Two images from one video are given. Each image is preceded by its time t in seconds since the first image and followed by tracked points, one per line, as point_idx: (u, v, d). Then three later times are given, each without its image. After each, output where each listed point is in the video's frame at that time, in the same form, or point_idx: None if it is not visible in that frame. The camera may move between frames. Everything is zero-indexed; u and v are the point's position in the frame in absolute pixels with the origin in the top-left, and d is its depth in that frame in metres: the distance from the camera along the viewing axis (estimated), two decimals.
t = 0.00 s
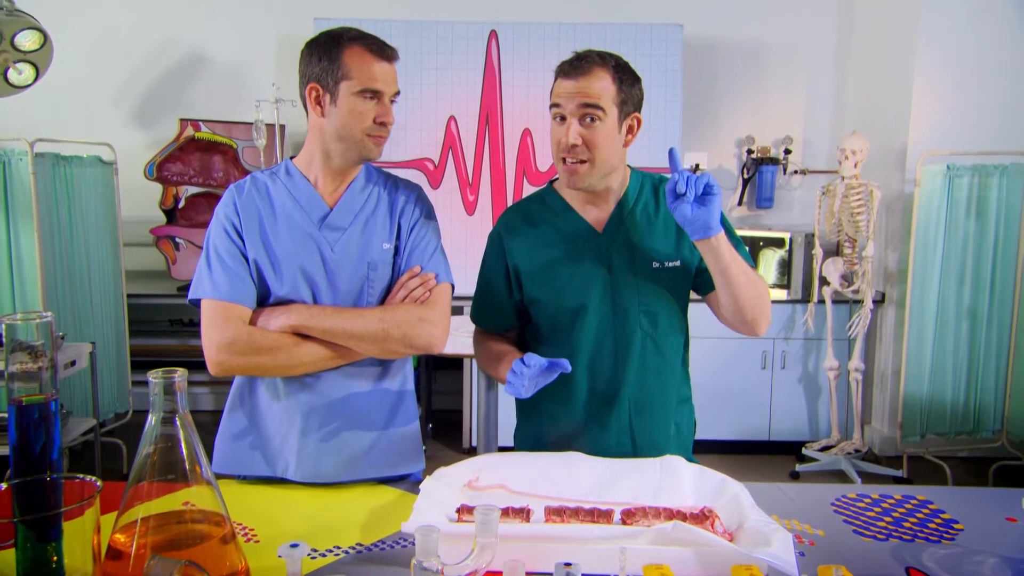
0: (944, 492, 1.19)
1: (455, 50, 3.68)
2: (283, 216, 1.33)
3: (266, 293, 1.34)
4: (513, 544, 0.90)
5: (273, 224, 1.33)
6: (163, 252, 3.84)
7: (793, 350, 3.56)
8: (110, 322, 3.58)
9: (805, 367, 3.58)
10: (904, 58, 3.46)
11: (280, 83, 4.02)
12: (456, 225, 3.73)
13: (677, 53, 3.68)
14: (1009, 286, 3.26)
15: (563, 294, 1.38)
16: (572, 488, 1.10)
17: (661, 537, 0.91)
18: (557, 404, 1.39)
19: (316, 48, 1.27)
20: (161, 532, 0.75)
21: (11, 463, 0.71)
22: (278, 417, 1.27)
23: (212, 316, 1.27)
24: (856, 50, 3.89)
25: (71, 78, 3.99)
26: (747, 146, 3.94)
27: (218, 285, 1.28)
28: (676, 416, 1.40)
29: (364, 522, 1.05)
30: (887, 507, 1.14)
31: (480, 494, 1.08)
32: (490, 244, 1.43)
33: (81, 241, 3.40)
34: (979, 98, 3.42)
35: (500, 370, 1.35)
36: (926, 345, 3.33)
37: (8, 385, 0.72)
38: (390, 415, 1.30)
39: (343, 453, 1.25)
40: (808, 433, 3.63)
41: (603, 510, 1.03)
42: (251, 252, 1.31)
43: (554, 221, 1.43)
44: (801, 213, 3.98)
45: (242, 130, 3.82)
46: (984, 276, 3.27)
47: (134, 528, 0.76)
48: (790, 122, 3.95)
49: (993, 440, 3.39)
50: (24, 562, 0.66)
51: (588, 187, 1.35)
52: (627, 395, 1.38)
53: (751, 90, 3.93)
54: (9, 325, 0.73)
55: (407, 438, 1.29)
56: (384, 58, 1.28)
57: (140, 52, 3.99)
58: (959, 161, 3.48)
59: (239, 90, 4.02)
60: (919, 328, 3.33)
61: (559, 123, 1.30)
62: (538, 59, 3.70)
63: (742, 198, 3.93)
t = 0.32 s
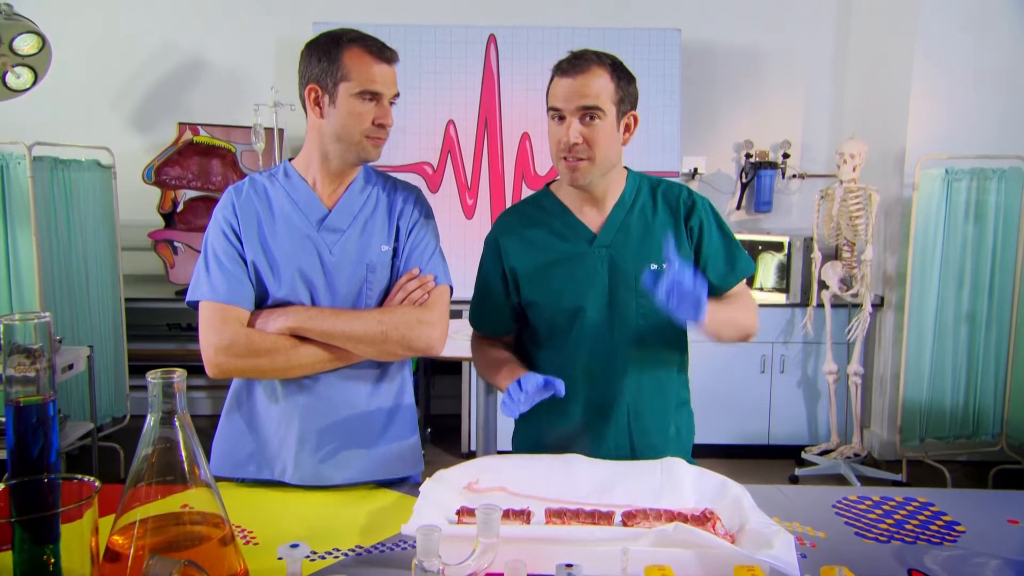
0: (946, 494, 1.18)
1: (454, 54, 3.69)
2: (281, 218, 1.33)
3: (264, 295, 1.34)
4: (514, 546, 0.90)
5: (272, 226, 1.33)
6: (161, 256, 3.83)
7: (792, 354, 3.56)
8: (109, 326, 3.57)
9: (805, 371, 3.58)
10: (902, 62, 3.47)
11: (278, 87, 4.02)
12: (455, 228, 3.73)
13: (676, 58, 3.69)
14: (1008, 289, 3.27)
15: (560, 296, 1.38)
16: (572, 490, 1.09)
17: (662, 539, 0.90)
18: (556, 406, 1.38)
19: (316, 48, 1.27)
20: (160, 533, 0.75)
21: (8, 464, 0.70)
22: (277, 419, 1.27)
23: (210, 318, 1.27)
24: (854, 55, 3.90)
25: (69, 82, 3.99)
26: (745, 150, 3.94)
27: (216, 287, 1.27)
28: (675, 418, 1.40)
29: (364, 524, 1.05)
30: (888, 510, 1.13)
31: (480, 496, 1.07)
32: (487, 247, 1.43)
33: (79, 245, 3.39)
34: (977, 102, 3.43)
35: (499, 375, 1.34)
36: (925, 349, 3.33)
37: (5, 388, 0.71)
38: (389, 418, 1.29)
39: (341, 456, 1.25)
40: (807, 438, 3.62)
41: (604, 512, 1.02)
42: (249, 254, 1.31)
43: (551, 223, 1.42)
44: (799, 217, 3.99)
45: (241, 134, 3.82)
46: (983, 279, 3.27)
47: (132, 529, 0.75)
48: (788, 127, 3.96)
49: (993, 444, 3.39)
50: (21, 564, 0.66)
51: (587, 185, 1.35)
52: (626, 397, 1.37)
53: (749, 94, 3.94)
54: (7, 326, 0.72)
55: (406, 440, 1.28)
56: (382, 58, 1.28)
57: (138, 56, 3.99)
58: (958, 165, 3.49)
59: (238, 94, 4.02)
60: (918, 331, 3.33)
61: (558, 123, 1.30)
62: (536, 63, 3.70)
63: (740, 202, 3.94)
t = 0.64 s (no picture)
0: (947, 498, 1.18)
1: (454, 59, 3.69)
2: (282, 222, 1.33)
3: (265, 299, 1.33)
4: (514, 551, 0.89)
5: (273, 230, 1.33)
6: (160, 261, 3.83)
7: (792, 359, 3.56)
8: (108, 331, 3.56)
9: (804, 376, 3.58)
10: (901, 67, 3.48)
11: (278, 92, 4.02)
12: (454, 233, 3.73)
13: (675, 63, 3.70)
14: (1007, 293, 3.27)
15: (558, 302, 1.37)
16: (572, 494, 1.09)
17: (663, 542, 0.91)
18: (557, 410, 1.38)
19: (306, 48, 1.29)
20: (159, 537, 0.74)
21: (6, 468, 0.69)
22: (276, 423, 1.26)
23: (210, 321, 1.26)
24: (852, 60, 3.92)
25: (68, 88, 3.99)
26: (744, 156, 3.95)
27: (217, 291, 1.27)
28: (671, 423, 1.41)
29: (364, 528, 1.04)
30: (890, 513, 1.13)
31: (480, 500, 1.06)
32: (482, 251, 1.42)
33: (77, 249, 3.39)
34: (975, 107, 3.44)
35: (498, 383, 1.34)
36: (924, 354, 3.33)
37: (5, 392, 0.71)
38: (387, 423, 1.29)
39: (339, 461, 1.25)
40: (807, 443, 3.62)
41: (605, 515, 1.02)
42: (251, 257, 1.31)
43: (549, 229, 1.42)
44: (798, 222, 4.00)
45: (240, 139, 3.83)
46: (983, 283, 3.27)
47: (131, 533, 0.74)
48: (787, 132, 3.97)
49: (993, 449, 3.38)
50: (19, 567, 0.65)
51: (586, 199, 1.36)
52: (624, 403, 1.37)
53: (748, 100, 3.95)
54: (6, 330, 0.71)
55: (404, 445, 1.28)
56: (359, 50, 1.26)
57: (138, 62, 3.99)
58: (956, 170, 3.49)
59: (238, 100, 4.03)
60: (918, 337, 3.33)
61: (554, 141, 1.29)
62: (536, 68, 3.71)
63: (739, 207, 3.95)
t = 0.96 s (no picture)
0: (949, 502, 1.17)
1: (454, 64, 3.70)
2: (282, 225, 1.33)
3: (265, 302, 1.33)
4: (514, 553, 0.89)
5: (272, 233, 1.33)
6: (160, 265, 3.83)
7: (792, 364, 3.55)
8: (107, 335, 3.55)
9: (805, 381, 3.57)
10: (900, 71, 3.49)
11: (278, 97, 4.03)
12: (455, 237, 3.73)
13: (675, 67, 3.70)
14: (1007, 298, 3.27)
15: (558, 306, 1.37)
16: (574, 497, 1.08)
17: (666, 544, 0.91)
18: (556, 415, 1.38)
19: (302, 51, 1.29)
20: (160, 539, 0.74)
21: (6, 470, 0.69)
22: (277, 426, 1.26)
23: (210, 325, 1.26)
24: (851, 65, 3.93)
25: (69, 93, 3.99)
26: (744, 161, 3.95)
27: (217, 294, 1.27)
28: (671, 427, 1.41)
29: (365, 530, 1.04)
30: (892, 517, 1.12)
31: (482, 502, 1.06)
32: (480, 256, 1.42)
33: (77, 253, 3.38)
34: (975, 112, 3.44)
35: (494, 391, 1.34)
36: (925, 359, 3.33)
37: (5, 395, 0.70)
38: (388, 426, 1.29)
39: (341, 464, 1.24)
40: (807, 447, 3.61)
41: (607, 518, 1.02)
42: (250, 261, 1.30)
43: (547, 233, 1.41)
44: (798, 226, 4.00)
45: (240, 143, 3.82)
46: (983, 287, 3.27)
47: (131, 535, 0.74)
48: (787, 136, 3.97)
49: (994, 454, 3.38)
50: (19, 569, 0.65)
51: (581, 199, 1.35)
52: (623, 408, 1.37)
53: (748, 105, 3.96)
54: (7, 331, 0.71)
55: (405, 448, 1.28)
56: (354, 51, 1.26)
57: (138, 67, 4.00)
58: (956, 174, 3.50)
59: (238, 104, 4.03)
60: (919, 341, 3.32)
61: (550, 135, 1.29)
62: (536, 72, 3.72)
63: (739, 211, 3.95)
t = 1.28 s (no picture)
0: (952, 501, 1.17)
1: (454, 64, 3.70)
2: (283, 224, 1.33)
3: (265, 302, 1.33)
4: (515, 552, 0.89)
5: (273, 233, 1.32)
6: (161, 266, 3.83)
7: (793, 365, 3.55)
8: (108, 336, 3.55)
9: (806, 382, 3.57)
10: (901, 72, 3.49)
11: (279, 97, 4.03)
12: (455, 238, 3.74)
13: (676, 68, 3.70)
14: (1008, 299, 3.27)
15: (559, 306, 1.37)
16: (577, 495, 1.08)
17: (668, 543, 0.90)
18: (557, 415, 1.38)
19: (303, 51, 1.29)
20: (161, 537, 0.74)
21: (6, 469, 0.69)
22: (277, 425, 1.26)
23: (211, 324, 1.26)
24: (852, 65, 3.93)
25: (69, 94, 4.00)
26: (745, 162, 3.96)
27: (218, 294, 1.27)
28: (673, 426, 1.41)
29: (367, 529, 1.04)
30: (895, 516, 1.12)
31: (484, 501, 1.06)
32: (481, 255, 1.41)
33: (78, 254, 3.38)
34: (976, 112, 3.44)
35: (495, 391, 1.34)
36: (926, 360, 3.32)
37: (5, 395, 0.69)
38: (388, 425, 1.29)
39: (341, 463, 1.24)
40: (809, 448, 3.60)
41: (608, 517, 1.02)
42: (251, 260, 1.30)
43: (547, 232, 1.41)
44: (799, 227, 4.00)
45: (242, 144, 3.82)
46: (984, 288, 3.27)
47: (132, 533, 0.74)
48: (788, 137, 3.97)
49: (995, 454, 3.37)
50: (19, 568, 0.65)
51: (582, 196, 1.35)
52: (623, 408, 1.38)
53: (749, 106, 3.96)
54: (7, 329, 0.71)
55: (405, 447, 1.28)
56: (355, 50, 1.26)
57: (139, 68, 4.00)
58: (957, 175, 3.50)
59: (238, 105, 4.03)
60: (920, 342, 3.32)
61: (552, 133, 1.28)
62: (537, 72, 3.71)
63: (740, 212, 3.96)
